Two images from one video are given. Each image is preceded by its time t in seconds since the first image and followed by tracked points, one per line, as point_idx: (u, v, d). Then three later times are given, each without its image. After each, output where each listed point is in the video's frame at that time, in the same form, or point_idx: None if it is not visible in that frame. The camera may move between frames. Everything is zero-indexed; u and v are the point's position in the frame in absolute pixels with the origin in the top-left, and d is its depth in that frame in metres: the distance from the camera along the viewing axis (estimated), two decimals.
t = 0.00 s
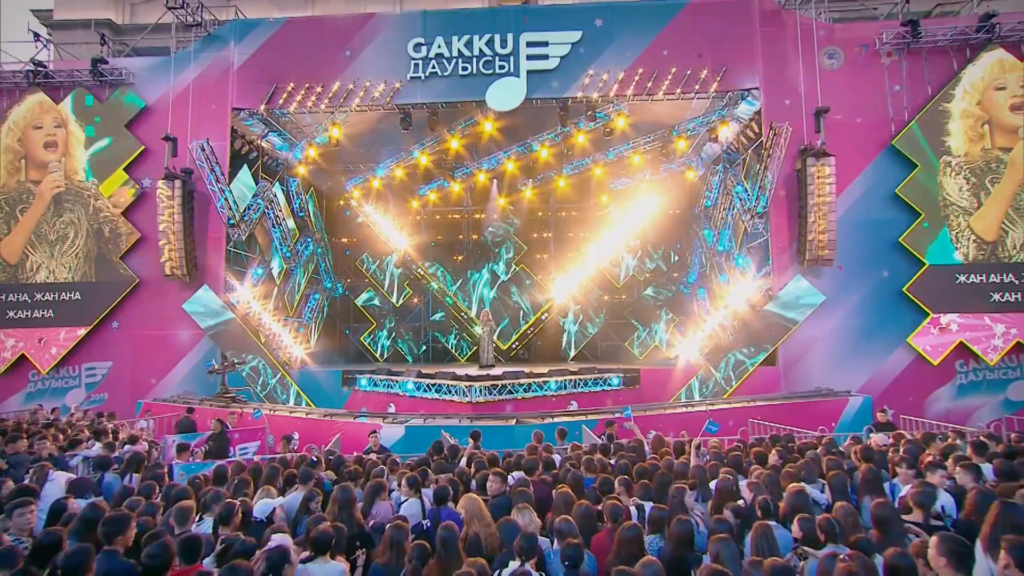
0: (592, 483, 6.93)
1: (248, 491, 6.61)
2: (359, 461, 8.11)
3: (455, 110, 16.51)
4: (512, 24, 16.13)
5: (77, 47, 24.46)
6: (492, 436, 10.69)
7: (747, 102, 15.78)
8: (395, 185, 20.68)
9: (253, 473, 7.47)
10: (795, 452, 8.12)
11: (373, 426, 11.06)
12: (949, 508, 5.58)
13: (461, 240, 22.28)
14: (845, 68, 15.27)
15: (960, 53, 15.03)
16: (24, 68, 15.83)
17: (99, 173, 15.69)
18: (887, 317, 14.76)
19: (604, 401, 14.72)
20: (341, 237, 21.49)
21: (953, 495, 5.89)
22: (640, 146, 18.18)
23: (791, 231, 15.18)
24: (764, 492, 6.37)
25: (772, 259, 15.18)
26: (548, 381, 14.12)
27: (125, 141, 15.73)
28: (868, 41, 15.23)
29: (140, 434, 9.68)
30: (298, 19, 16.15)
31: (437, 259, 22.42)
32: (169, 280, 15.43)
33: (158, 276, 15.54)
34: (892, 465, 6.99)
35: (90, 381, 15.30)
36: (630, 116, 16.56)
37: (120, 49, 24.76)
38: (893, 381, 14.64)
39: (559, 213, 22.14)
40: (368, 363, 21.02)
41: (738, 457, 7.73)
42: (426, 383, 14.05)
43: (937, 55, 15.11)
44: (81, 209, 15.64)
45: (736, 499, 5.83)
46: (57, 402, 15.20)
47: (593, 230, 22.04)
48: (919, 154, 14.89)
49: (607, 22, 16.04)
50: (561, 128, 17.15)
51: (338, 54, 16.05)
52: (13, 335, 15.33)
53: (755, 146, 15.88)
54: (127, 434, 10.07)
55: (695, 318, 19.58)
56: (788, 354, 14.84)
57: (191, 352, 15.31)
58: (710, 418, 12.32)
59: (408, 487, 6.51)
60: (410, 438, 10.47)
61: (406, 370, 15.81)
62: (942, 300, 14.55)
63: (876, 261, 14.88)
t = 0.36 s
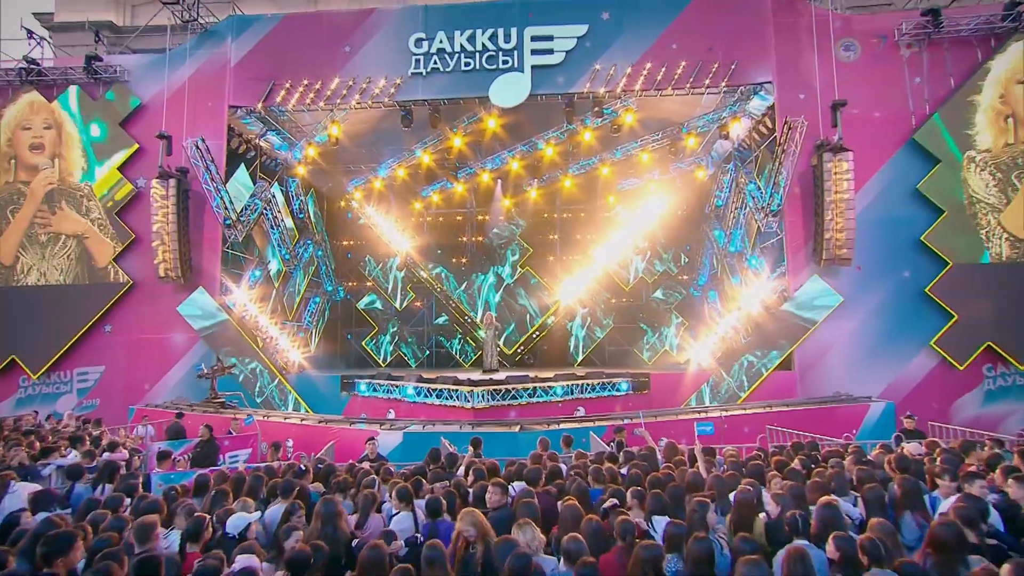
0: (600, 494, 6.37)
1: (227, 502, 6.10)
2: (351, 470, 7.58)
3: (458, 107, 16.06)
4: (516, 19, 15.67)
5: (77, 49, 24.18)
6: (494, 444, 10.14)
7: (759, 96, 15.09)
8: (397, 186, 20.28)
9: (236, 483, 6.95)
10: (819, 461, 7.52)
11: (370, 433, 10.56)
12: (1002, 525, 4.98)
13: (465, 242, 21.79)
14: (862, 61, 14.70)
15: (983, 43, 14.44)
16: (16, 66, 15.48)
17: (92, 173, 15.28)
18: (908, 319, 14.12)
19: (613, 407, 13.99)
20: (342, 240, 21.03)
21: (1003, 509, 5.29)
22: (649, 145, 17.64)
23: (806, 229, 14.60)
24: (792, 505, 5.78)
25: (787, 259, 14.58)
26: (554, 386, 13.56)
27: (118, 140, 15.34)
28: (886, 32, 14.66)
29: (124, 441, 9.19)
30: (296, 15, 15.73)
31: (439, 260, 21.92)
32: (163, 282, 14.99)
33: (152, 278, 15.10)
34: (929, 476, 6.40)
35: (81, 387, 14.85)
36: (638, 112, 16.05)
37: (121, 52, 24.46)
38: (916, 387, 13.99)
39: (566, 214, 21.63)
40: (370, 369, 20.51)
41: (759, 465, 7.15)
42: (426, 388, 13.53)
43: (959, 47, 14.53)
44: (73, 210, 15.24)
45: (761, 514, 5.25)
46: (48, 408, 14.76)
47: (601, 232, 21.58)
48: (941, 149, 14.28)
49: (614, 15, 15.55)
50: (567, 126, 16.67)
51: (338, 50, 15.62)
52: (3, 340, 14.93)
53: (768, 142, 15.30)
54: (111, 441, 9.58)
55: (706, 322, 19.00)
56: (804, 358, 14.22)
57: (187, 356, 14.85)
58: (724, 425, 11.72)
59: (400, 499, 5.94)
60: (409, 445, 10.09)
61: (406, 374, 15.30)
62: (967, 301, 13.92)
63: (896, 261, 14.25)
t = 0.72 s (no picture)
0: (608, 510, 5.80)
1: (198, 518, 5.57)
2: (340, 482, 7.05)
3: (462, 105, 15.59)
4: (521, 13, 15.20)
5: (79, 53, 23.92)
6: (496, 454, 9.59)
7: (773, 91, 14.59)
8: (401, 188, 19.91)
9: (213, 495, 6.42)
10: (848, 473, 6.90)
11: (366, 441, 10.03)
12: None
13: (471, 245, 21.32)
14: (883, 53, 14.10)
15: (1010, 34, 13.83)
16: (11, 64, 15.17)
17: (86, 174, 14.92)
18: (933, 322, 13.45)
19: (622, 414, 13.43)
20: (344, 243, 20.60)
21: None
22: (658, 142, 17.17)
23: (824, 229, 13.96)
24: (823, 522, 5.19)
25: (804, 260, 13.94)
26: (561, 392, 12.94)
27: (113, 140, 14.98)
28: (908, 22, 14.07)
29: (105, 449, 8.71)
30: (296, 10, 15.33)
31: (443, 262, 21.30)
32: (158, 285, 14.57)
33: (147, 281, 14.68)
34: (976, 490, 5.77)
35: (74, 393, 14.42)
36: (648, 108, 15.53)
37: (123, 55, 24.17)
38: (943, 394, 13.30)
39: (574, 216, 21.10)
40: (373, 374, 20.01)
41: (782, 477, 6.55)
42: (427, 395, 12.99)
43: (985, 37, 13.92)
44: (66, 212, 14.86)
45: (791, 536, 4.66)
46: (40, 415, 14.33)
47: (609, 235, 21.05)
48: (967, 145, 13.66)
49: (623, 8, 15.05)
50: (575, 123, 16.16)
51: (338, 46, 15.19)
52: None
53: (784, 138, 14.70)
54: (93, 448, 9.10)
55: (719, 326, 18.39)
56: (824, 363, 13.54)
57: (182, 361, 14.40)
58: (739, 433, 11.10)
59: (388, 515, 5.40)
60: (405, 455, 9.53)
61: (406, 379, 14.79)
62: (996, 304, 13.26)
63: (920, 261, 13.59)
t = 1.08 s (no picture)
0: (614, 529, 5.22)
1: (164, 535, 5.07)
2: (325, 495, 6.52)
3: (466, 102, 15.11)
4: (527, 6, 14.72)
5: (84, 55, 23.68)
6: (497, 464, 9.04)
7: (789, 86, 14.12)
8: (405, 188, 19.62)
9: (186, 509, 5.92)
10: (880, 488, 6.29)
11: (360, 451, 9.48)
12: None
13: (478, 248, 20.68)
14: (906, 44, 13.48)
15: None
16: (7, 63, 14.91)
17: (81, 174, 14.62)
18: (962, 326, 12.76)
19: (632, 423, 12.82)
20: (347, 246, 20.20)
21: None
22: (670, 141, 16.74)
23: (845, 228, 13.27)
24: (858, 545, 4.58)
25: (823, 261, 13.27)
26: (567, 399, 12.52)
27: (109, 140, 14.66)
28: (932, 12, 13.46)
29: (83, 458, 8.23)
30: (296, 6, 14.95)
31: (448, 265, 20.79)
32: (154, 288, 14.16)
33: (142, 283, 14.29)
34: None
35: (67, 399, 14.02)
36: (658, 104, 15.00)
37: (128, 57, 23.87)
38: (973, 402, 12.58)
39: (582, 218, 20.56)
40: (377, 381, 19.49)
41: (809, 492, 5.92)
42: (427, 401, 12.56)
43: (1014, 27, 13.28)
44: (61, 213, 14.51)
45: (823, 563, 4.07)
46: (33, 422, 13.94)
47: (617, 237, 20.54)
48: (996, 139, 12.98)
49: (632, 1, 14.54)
50: (583, 120, 15.63)
51: (338, 42, 14.76)
52: None
53: (801, 135, 14.08)
54: (73, 456, 8.63)
55: (734, 331, 17.77)
56: (845, 369, 12.86)
57: (177, 366, 13.96)
58: (756, 443, 10.48)
59: (370, 533, 4.84)
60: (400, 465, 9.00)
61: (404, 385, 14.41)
62: None
63: (947, 261, 12.91)
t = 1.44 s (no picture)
0: (619, 551, 4.66)
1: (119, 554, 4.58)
2: (307, 509, 6.01)
3: (470, 98, 14.65)
4: None
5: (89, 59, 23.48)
6: (497, 474, 8.46)
7: (806, 80, 13.46)
8: (408, 189, 18.98)
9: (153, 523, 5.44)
10: (915, 504, 5.68)
11: (354, 460, 8.95)
12: None
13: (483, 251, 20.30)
14: (929, 33, 12.86)
15: None
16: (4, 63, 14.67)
17: (76, 176, 14.31)
18: (993, 329, 12.06)
19: (642, 431, 12.34)
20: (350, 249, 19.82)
21: None
22: (681, 138, 16.16)
23: (865, 227, 12.63)
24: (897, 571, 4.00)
25: (842, 262, 12.62)
26: (574, 406, 11.91)
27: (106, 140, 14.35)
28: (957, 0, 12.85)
29: (60, 468, 7.79)
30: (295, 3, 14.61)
31: (454, 267, 20.28)
32: (149, 291, 13.79)
33: (137, 286, 13.92)
34: None
35: (60, 405, 13.64)
36: (668, 100, 14.46)
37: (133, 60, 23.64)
38: (1005, 410, 11.87)
39: (591, 220, 20.02)
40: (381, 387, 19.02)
41: (837, 508, 5.31)
42: (428, 408, 12.01)
43: None
44: (56, 215, 14.19)
45: None
46: (25, 429, 13.56)
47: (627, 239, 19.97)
48: None
49: None
50: (590, 117, 15.13)
51: (339, 39, 14.37)
52: None
53: (818, 130, 13.46)
54: (50, 466, 8.19)
55: (751, 337, 17.15)
56: (869, 375, 12.18)
57: (173, 372, 13.54)
58: (774, 453, 9.83)
59: (344, 556, 4.31)
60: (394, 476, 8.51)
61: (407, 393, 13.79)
62: None
63: (976, 261, 12.23)
